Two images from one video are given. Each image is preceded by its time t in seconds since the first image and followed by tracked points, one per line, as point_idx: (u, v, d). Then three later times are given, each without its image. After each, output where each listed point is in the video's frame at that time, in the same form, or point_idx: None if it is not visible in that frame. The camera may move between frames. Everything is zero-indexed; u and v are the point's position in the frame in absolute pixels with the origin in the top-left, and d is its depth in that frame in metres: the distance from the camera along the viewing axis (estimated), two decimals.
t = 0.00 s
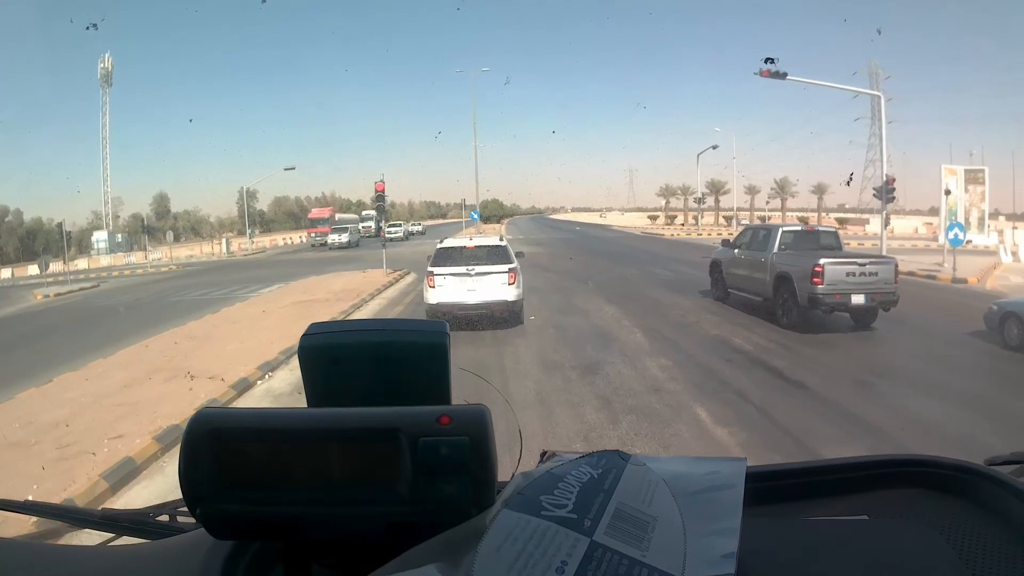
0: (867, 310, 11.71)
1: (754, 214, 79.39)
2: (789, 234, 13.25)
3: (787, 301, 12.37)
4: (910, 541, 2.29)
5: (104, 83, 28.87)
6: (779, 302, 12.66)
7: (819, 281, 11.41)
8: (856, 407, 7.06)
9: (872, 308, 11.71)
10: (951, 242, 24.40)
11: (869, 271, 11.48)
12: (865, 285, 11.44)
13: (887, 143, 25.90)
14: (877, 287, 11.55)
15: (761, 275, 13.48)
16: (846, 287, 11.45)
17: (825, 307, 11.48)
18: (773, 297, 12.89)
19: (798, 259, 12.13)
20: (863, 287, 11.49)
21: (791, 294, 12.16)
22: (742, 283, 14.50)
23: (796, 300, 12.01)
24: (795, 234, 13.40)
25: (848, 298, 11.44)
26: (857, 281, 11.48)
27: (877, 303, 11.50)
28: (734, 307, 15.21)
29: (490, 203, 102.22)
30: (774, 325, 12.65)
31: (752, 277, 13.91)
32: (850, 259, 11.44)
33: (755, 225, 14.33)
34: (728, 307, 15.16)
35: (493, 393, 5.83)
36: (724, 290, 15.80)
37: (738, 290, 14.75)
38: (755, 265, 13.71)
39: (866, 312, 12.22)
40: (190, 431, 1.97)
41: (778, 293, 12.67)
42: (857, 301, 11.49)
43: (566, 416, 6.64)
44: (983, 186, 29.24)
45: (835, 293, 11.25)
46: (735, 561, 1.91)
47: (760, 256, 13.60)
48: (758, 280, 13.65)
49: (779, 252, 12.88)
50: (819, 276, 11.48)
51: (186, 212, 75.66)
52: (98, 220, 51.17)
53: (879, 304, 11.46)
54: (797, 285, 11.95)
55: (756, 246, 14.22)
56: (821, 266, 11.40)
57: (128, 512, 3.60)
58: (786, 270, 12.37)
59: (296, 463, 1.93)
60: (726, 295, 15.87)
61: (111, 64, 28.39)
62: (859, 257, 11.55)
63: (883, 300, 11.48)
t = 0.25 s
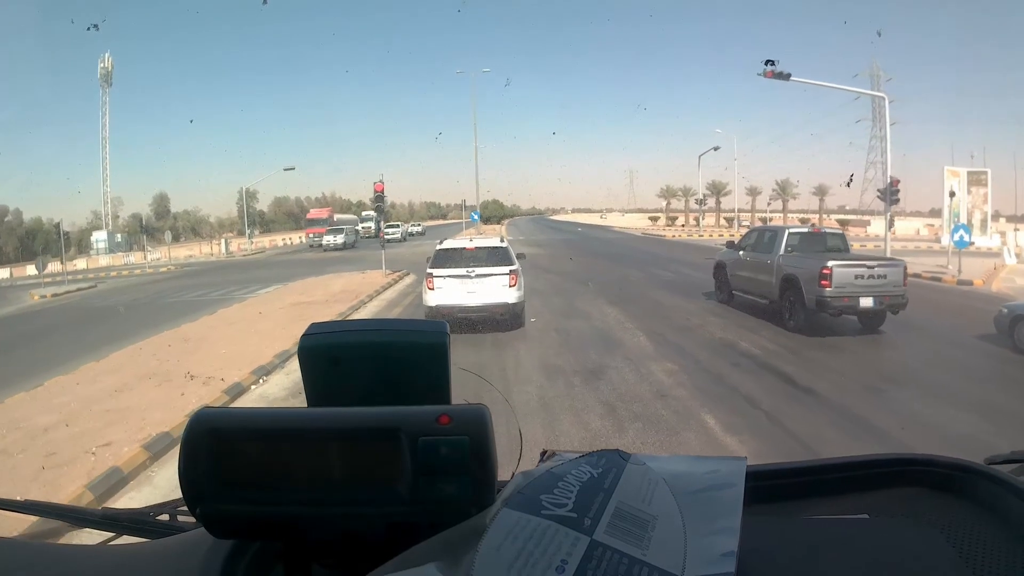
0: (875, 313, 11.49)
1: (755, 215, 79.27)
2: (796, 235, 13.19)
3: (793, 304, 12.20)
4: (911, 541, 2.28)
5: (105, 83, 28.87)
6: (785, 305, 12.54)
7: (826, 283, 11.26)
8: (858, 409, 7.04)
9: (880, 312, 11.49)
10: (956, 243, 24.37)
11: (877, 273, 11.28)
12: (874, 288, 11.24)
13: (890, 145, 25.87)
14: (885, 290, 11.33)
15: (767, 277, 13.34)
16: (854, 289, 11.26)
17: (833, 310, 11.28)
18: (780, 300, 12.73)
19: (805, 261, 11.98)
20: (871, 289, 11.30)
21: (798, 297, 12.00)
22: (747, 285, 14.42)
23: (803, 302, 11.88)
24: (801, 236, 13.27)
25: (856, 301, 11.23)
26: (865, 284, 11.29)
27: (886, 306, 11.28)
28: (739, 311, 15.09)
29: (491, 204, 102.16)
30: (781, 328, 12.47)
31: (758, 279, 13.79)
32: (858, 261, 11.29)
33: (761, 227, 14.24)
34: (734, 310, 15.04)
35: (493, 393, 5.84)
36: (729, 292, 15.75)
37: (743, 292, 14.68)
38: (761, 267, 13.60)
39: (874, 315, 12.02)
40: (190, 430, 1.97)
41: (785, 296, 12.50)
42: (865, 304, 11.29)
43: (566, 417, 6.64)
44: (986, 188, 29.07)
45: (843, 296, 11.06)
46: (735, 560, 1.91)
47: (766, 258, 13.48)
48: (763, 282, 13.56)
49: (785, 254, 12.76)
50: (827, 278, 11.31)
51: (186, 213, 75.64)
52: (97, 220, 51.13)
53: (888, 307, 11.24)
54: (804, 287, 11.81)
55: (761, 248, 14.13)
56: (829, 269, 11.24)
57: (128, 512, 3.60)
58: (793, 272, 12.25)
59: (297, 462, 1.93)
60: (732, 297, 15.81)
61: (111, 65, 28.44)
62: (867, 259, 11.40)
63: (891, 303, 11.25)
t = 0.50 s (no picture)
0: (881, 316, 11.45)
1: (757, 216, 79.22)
2: (800, 236, 13.15)
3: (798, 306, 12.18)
4: (911, 541, 2.28)
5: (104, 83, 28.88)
6: (789, 307, 12.50)
7: (831, 285, 11.23)
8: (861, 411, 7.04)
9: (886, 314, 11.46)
10: (960, 245, 24.36)
11: (883, 275, 11.25)
12: (879, 290, 11.21)
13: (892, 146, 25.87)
14: (891, 292, 11.29)
15: (770, 279, 13.32)
16: (859, 291, 11.22)
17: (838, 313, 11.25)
18: (784, 302, 12.71)
19: (809, 263, 11.95)
20: (877, 292, 11.26)
21: (802, 299, 11.96)
22: (751, 287, 14.41)
23: (807, 305, 11.83)
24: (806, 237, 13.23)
25: (862, 303, 11.20)
26: (871, 286, 11.25)
27: (891, 308, 11.25)
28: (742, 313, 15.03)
29: (491, 204, 102.13)
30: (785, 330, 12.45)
31: (762, 281, 13.74)
32: (863, 263, 11.25)
33: (765, 228, 14.22)
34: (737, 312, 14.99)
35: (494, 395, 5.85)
36: (732, 294, 15.76)
37: (747, 294, 14.67)
38: (765, 269, 13.56)
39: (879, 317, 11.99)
40: (190, 430, 1.97)
41: (789, 298, 12.48)
42: (870, 307, 11.25)
43: (567, 419, 6.64)
44: (988, 188, 28.96)
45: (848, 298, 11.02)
46: (736, 561, 1.91)
47: (770, 259, 13.43)
48: (767, 284, 13.54)
49: (790, 255, 12.73)
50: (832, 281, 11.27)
51: (185, 213, 75.64)
52: (97, 221, 51.14)
53: (893, 309, 11.21)
54: (809, 289, 11.77)
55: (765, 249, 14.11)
56: (834, 271, 11.20)
57: (128, 512, 3.60)
58: (797, 274, 12.21)
59: (296, 463, 1.93)
60: (735, 299, 15.81)
61: (110, 65, 28.46)
62: (873, 261, 11.36)
63: (897, 306, 11.22)
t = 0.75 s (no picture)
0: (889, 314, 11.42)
1: (758, 213, 79.17)
2: (805, 234, 13.09)
3: (804, 305, 12.14)
4: (912, 539, 2.28)
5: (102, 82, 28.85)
6: (796, 305, 12.43)
7: (839, 283, 11.15)
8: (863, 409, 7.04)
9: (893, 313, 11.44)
10: (964, 242, 24.33)
11: (891, 274, 11.21)
12: (888, 288, 11.16)
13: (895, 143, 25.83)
14: (899, 290, 11.26)
15: (776, 277, 13.28)
16: (867, 290, 11.16)
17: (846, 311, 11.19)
18: (790, 300, 12.67)
19: (816, 261, 11.88)
20: (885, 290, 11.21)
21: (809, 298, 11.92)
22: (755, 285, 14.39)
23: (814, 303, 11.76)
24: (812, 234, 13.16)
25: (870, 301, 11.15)
26: (879, 284, 11.19)
27: (899, 307, 11.23)
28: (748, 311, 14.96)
29: (491, 202, 102.01)
30: (790, 329, 12.42)
31: (768, 279, 13.67)
32: (872, 261, 11.18)
33: (770, 224, 14.17)
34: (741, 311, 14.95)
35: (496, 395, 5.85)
36: (736, 293, 15.75)
37: (751, 292, 14.65)
38: (771, 267, 13.51)
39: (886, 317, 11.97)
40: (190, 429, 1.97)
41: (795, 297, 12.44)
42: (879, 305, 11.21)
43: (567, 417, 6.64)
44: (990, 185, 28.81)
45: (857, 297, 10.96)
46: (735, 559, 1.91)
47: (776, 257, 13.36)
48: (772, 283, 13.51)
49: (796, 253, 12.66)
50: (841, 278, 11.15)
51: (185, 212, 75.57)
52: (95, 220, 51.10)
53: (901, 308, 11.19)
54: (816, 287, 11.69)
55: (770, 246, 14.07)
56: (843, 268, 11.09)
57: (128, 511, 3.60)
58: (804, 272, 12.13)
59: (296, 462, 1.93)
60: (738, 298, 15.81)
61: (110, 63, 28.43)
62: (881, 259, 11.30)
63: (905, 304, 11.19)
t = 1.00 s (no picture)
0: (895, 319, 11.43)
1: (759, 216, 79.20)
2: (809, 238, 13.07)
3: (808, 310, 12.13)
4: (911, 541, 2.29)
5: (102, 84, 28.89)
6: (800, 310, 12.42)
7: (846, 288, 11.13)
8: (866, 414, 7.03)
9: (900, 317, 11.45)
10: (968, 246, 24.36)
11: (897, 278, 11.22)
12: (894, 293, 11.17)
13: (898, 146, 25.83)
14: (906, 295, 11.28)
15: (780, 282, 13.29)
16: (874, 294, 11.15)
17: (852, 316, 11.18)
18: (794, 305, 12.67)
19: (821, 265, 11.87)
20: (892, 295, 11.22)
21: (814, 303, 11.91)
22: (759, 290, 14.40)
23: (820, 308, 11.74)
24: (816, 237, 13.17)
25: (876, 306, 11.14)
26: (885, 289, 11.19)
27: (906, 312, 11.24)
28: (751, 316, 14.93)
29: (491, 204, 102.02)
30: (795, 334, 12.41)
31: (772, 284, 13.65)
32: (878, 265, 11.18)
33: (774, 228, 14.18)
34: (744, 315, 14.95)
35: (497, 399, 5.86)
36: (739, 296, 15.77)
37: (755, 296, 14.66)
38: (775, 271, 13.51)
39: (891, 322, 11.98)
40: (190, 430, 1.97)
41: (800, 302, 12.43)
42: (885, 310, 11.21)
43: (568, 422, 6.63)
44: (992, 188, 28.71)
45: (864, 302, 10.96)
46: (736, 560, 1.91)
47: (780, 261, 13.36)
48: (776, 287, 13.51)
49: (801, 257, 12.65)
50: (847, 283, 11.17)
51: (185, 214, 75.58)
52: (95, 222, 51.11)
53: (908, 313, 11.20)
54: (821, 292, 11.67)
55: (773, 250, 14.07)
56: (849, 273, 11.09)
57: (128, 512, 3.59)
58: (809, 277, 12.12)
59: (296, 462, 1.93)
60: (742, 302, 15.82)
61: (110, 65, 28.45)
62: (887, 263, 11.29)
63: (912, 309, 11.20)
